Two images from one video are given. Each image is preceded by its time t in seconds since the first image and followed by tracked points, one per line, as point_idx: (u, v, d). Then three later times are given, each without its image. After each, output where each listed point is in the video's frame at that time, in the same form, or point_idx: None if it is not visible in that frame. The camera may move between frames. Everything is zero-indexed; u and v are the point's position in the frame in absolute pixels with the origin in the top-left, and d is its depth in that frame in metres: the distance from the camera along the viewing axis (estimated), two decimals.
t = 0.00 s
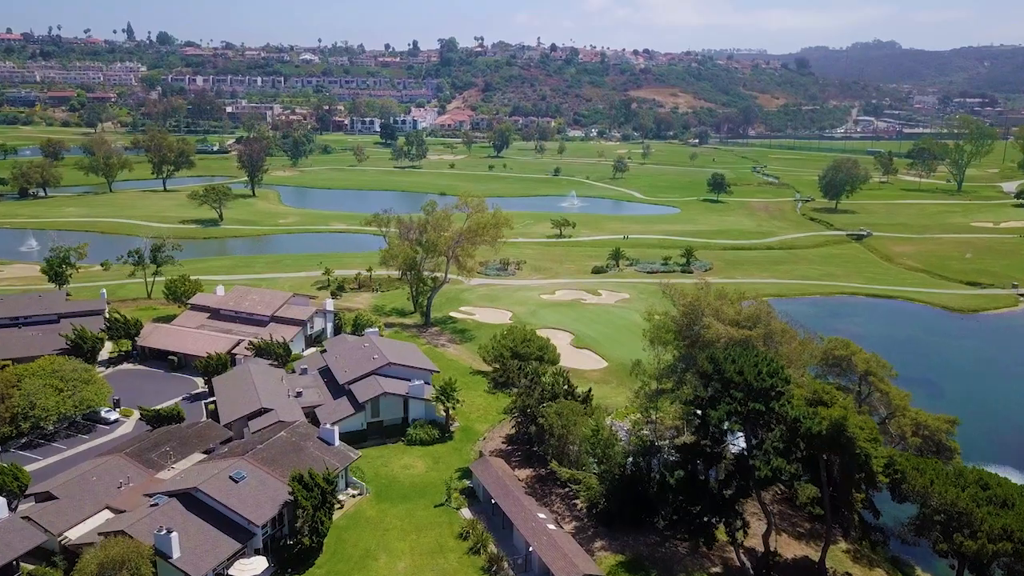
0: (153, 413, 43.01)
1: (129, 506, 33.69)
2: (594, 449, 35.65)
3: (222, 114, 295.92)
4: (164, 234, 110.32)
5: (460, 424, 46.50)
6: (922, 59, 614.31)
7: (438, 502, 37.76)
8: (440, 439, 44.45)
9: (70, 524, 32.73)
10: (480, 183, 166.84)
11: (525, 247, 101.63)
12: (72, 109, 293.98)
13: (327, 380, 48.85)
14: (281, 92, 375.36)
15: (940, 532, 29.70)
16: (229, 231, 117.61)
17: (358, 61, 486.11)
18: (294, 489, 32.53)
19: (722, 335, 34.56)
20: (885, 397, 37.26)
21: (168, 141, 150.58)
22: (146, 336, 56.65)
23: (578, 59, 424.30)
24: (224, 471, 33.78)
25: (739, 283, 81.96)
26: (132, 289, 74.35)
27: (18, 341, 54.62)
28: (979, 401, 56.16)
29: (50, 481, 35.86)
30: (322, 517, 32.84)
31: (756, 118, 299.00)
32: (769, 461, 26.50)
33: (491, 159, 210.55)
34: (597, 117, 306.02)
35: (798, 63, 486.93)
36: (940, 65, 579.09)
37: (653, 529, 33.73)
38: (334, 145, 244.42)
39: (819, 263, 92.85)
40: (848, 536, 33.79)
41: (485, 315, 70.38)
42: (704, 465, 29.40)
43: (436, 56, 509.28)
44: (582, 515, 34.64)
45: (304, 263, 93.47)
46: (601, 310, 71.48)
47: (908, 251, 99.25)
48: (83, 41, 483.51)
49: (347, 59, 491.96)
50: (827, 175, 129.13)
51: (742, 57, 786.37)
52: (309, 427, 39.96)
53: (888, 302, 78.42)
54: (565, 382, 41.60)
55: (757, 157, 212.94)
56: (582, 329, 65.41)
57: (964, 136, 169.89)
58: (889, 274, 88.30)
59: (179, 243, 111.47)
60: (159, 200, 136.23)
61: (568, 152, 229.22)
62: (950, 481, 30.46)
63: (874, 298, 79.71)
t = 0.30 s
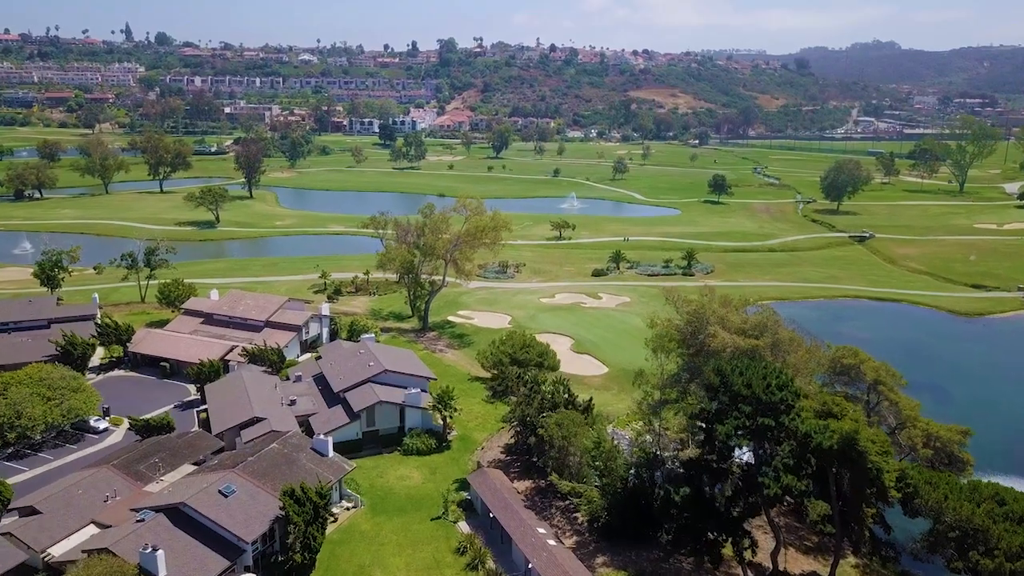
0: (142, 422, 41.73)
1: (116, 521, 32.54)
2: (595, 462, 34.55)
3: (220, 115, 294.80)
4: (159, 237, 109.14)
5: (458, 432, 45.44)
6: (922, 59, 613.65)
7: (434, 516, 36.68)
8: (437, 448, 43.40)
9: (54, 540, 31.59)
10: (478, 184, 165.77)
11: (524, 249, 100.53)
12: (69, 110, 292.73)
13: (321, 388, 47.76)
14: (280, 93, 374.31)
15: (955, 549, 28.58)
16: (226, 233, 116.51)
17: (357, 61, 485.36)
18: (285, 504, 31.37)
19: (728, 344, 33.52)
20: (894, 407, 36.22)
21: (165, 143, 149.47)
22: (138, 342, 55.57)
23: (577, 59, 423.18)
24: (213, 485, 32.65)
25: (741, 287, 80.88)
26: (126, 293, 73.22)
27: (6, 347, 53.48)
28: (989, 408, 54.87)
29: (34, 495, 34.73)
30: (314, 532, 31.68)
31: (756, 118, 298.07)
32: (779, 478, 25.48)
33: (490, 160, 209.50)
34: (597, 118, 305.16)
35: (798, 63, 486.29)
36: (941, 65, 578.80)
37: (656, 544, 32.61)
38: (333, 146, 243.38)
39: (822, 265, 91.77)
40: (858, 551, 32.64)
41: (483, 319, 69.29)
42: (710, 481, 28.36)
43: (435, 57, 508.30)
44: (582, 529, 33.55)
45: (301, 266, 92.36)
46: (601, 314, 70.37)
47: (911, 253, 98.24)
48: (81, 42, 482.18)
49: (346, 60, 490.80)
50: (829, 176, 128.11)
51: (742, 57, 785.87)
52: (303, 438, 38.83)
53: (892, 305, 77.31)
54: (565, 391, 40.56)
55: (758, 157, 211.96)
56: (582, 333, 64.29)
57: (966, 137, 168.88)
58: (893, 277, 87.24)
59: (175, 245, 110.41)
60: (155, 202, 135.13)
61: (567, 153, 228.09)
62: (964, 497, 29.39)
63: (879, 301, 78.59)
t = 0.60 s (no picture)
0: (131, 433, 40.61)
1: (100, 538, 31.38)
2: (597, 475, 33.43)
3: (218, 116, 293.55)
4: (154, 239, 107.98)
5: (455, 442, 44.35)
6: (921, 60, 613.45)
7: (430, 530, 35.55)
8: (434, 459, 42.32)
9: (35, 558, 30.41)
10: (478, 185, 164.66)
11: (524, 252, 99.41)
12: (66, 111, 291.27)
13: (316, 396, 46.65)
14: (278, 94, 373.18)
15: (970, 568, 27.44)
16: (222, 236, 115.38)
17: (356, 62, 484.17)
18: (275, 521, 30.21)
19: (734, 354, 32.56)
20: (905, 418, 35.09)
21: (161, 144, 148.25)
22: (129, 348, 54.42)
23: (577, 60, 422.36)
24: (201, 500, 31.48)
25: (743, 290, 79.79)
26: (119, 297, 72.12)
27: None
28: (1001, 416, 53.64)
29: (16, 510, 33.52)
30: (306, 550, 30.53)
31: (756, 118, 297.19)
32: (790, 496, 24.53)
33: (489, 162, 208.41)
34: (596, 118, 304.31)
35: (798, 64, 485.75)
36: (941, 65, 578.79)
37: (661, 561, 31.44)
38: (331, 147, 242.36)
39: (824, 268, 90.72)
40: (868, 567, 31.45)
41: (482, 323, 68.19)
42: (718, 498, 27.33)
43: (434, 57, 507.20)
44: (584, 544, 32.35)
45: (297, 269, 91.20)
46: (602, 318, 69.31)
47: (914, 255, 97.25)
48: (79, 43, 480.71)
49: (345, 61, 489.67)
50: (831, 177, 127.15)
51: (742, 58, 785.10)
52: (295, 449, 37.68)
53: (896, 309, 76.19)
54: (566, 401, 39.50)
55: (758, 158, 210.98)
56: (582, 338, 63.22)
57: (968, 137, 167.83)
58: (896, 280, 86.18)
59: (170, 248, 109.24)
60: (150, 204, 133.89)
61: (567, 154, 226.98)
62: (980, 513, 28.28)
63: (882, 305, 77.52)
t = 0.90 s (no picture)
0: (118, 444, 39.47)
1: (82, 557, 30.19)
2: (599, 490, 32.20)
3: (216, 117, 292.17)
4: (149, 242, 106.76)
5: (452, 453, 43.22)
6: (921, 60, 612.62)
7: (427, 546, 34.38)
8: (430, 470, 41.15)
9: None
10: (476, 187, 163.54)
11: (523, 254, 98.25)
12: (64, 112, 289.89)
13: (309, 405, 45.47)
14: (276, 95, 371.78)
15: None
16: (218, 238, 114.18)
17: (354, 63, 482.72)
18: (264, 539, 29.10)
19: (742, 365, 31.49)
20: (916, 429, 33.88)
21: (157, 145, 147.01)
22: (120, 355, 53.27)
23: (576, 61, 421.18)
24: (187, 518, 30.36)
25: (745, 294, 78.75)
26: (112, 301, 70.93)
27: None
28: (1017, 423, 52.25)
29: None
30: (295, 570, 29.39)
31: (756, 119, 296.22)
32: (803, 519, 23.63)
33: (489, 163, 207.29)
34: (596, 119, 303.41)
35: (798, 64, 484.79)
36: (941, 65, 578.66)
37: None
38: (330, 148, 241.23)
39: (827, 270, 89.66)
40: None
41: (480, 328, 67.10)
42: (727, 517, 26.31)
43: (433, 58, 505.59)
44: (585, 562, 31.13)
45: (293, 272, 90.03)
46: (602, 322, 68.19)
47: (918, 257, 96.16)
48: (77, 44, 479.51)
49: (343, 61, 488.27)
50: (832, 179, 126.10)
51: (741, 58, 784.49)
52: (287, 462, 36.56)
53: (901, 313, 75.09)
54: (566, 412, 38.35)
55: (758, 159, 210.00)
56: (582, 343, 62.10)
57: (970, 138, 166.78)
58: (900, 283, 85.07)
59: (165, 250, 108.03)
60: (146, 206, 132.63)
61: (566, 155, 225.83)
62: (998, 531, 27.13)
63: (887, 308, 76.43)
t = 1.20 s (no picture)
0: (103, 456, 38.23)
1: None
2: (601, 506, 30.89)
3: (213, 118, 290.99)
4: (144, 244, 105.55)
5: (449, 463, 42.05)
6: (920, 61, 612.20)
7: (422, 563, 33.16)
8: (427, 482, 39.98)
9: None
10: (475, 188, 162.49)
11: (522, 257, 97.06)
12: (61, 112, 288.78)
13: (302, 414, 44.31)
14: (275, 96, 370.71)
15: None
16: (214, 240, 113.01)
17: (353, 64, 481.11)
18: (250, 560, 27.84)
19: (750, 378, 30.41)
20: (929, 442, 32.66)
21: (153, 146, 145.90)
22: (109, 362, 52.02)
23: (575, 61, 420.36)
24: (171, 537, 29.11)
25: (748, 298, 77.60)
26: (103, 306, 69.67)
27: None
28: None
29: None
30: None
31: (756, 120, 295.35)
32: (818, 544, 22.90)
33: (487, 164, 206.15)
34: (595, 120, 302.50)
35: (798, 65, 484.35)
36: (941, 65, 578.61)
37: None
38: (328, 149, 240.12)
39: (830, 273, 88.52)
40: None
41: (479, 333, 65.88)
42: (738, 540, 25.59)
43: (432, 58, 504.62)
44: None
45: (289, 275, 88.87)
46: (603, 326, 66.97)
47: (922, 259, 94.99)
48: (75, 44, 478.71)
49: (342, 62, 487.39)
50: (834, 180, 124.96)
51: (740, 58, 783.66)
52: (277, 476, 35.36)
53: (906, 317, 73.87)
54: (566, 423, 37.12)
55: (758, 160, 209.01)
56: (582, 349, 60.90)
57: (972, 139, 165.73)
58: (904, 286, 83.89)
59: (161, 253, 106.90)
60: (141, 208, 131.44)
61: (566, 156, 224.82)
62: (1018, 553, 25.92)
63: (891, 312, 75.24)
